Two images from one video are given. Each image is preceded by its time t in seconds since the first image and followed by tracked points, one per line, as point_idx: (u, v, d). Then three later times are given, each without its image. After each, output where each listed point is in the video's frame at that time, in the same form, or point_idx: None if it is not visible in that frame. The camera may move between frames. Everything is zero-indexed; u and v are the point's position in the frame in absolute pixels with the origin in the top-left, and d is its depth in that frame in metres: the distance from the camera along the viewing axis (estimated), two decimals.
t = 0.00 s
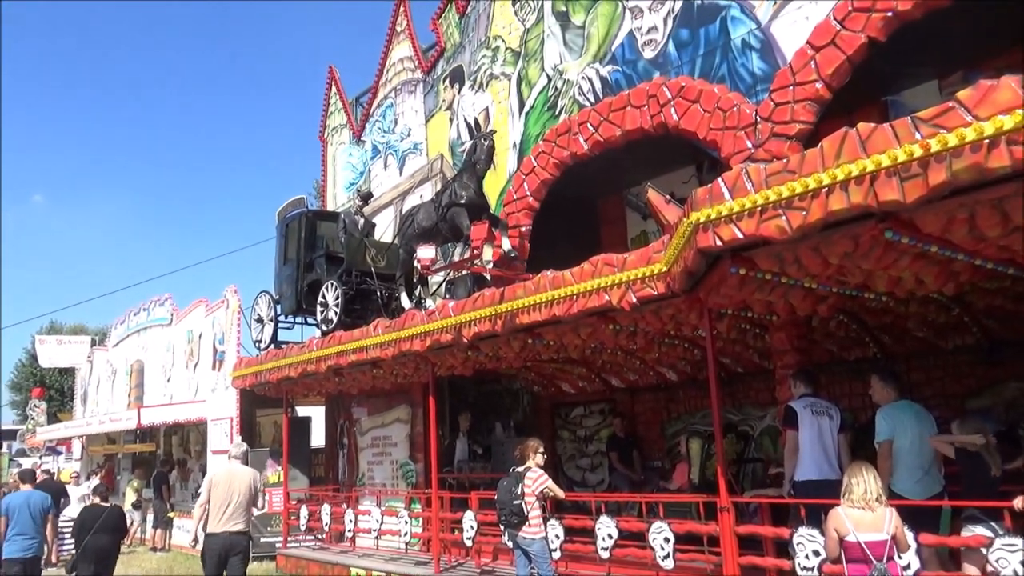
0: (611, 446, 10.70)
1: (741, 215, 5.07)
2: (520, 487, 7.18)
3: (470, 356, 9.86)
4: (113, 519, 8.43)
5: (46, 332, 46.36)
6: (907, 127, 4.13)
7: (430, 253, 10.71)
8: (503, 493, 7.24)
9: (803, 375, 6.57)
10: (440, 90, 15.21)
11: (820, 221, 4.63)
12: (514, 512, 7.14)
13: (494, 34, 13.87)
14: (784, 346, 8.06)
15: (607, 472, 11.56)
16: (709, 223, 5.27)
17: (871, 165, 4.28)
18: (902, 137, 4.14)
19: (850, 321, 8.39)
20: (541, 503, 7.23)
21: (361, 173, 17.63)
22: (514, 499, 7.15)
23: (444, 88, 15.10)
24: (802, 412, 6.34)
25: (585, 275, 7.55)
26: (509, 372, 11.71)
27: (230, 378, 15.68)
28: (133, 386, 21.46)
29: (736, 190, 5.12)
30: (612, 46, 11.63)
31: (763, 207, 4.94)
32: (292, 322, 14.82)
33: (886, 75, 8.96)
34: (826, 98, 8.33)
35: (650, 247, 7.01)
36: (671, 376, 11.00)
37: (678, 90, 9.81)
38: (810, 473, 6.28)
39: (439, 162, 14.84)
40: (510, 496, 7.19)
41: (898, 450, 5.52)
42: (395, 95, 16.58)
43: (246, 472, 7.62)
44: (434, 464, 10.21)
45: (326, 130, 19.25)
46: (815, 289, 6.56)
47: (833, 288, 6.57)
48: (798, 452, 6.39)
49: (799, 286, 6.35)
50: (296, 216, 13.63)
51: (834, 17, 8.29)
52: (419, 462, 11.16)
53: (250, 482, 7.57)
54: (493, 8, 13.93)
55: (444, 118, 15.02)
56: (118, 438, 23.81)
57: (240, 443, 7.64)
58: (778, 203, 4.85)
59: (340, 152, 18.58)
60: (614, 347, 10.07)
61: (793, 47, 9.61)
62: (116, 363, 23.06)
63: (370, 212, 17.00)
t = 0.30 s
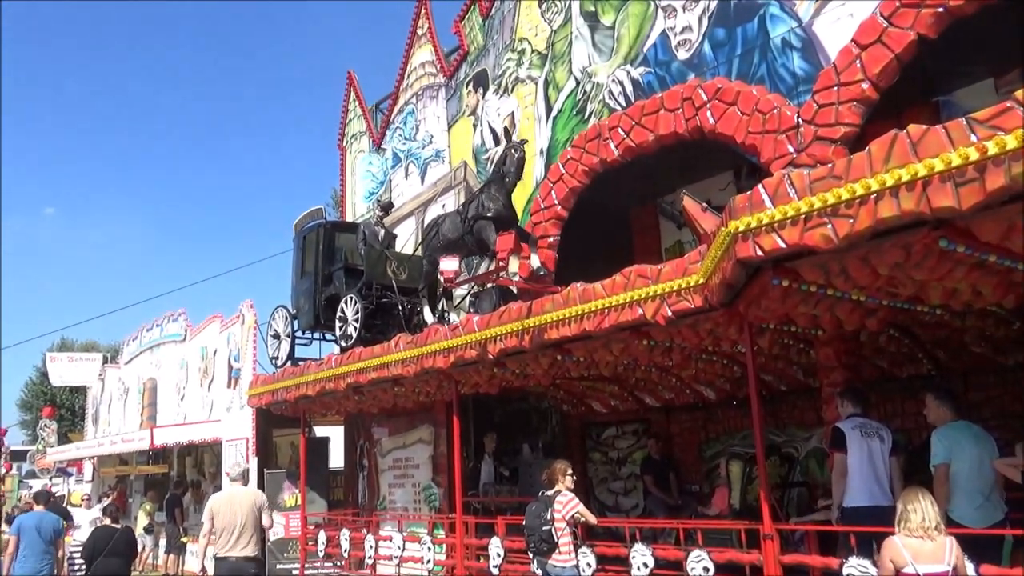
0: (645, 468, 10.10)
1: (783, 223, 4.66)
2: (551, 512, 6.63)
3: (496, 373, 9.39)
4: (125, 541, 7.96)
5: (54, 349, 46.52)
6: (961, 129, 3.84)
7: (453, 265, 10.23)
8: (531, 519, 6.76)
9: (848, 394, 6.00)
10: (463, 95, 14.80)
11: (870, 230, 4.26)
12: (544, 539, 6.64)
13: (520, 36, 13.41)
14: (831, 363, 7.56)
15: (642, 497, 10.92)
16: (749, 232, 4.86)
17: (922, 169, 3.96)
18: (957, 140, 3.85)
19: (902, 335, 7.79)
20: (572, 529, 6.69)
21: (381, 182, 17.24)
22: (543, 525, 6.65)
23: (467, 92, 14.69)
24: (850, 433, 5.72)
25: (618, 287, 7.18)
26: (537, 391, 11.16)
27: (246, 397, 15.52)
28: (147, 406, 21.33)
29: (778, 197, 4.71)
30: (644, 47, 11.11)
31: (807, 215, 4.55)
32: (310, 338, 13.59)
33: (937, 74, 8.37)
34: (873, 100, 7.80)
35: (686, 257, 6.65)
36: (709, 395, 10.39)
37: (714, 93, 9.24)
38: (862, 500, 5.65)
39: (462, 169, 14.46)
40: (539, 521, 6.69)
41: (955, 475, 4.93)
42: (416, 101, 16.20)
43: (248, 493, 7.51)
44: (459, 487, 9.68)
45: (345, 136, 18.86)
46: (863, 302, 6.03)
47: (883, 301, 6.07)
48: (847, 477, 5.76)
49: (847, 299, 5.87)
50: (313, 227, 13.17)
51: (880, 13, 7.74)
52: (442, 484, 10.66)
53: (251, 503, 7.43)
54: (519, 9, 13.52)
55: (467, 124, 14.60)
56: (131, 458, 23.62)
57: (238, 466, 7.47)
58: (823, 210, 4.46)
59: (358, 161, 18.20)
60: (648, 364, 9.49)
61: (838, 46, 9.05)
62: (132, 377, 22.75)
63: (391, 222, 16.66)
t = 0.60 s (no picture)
0: (683, 492, 9.51)
1: (829, 231, 4.59)
2: (581, 538, 6.10)
3: (524, 391, 8.89)
4: (128, 569, 7.56)
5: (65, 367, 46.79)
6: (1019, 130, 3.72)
7: (478, 277, 9.76)
8: (561, 547, 6.19)
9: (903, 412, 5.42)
10: (487, 99, 14.38)
11: (922, 236, 4.16)
12: (575, 568, 6.05)
13: (547, 37, 12.95)
14: (881, 381, 6.86)
15: (679, 523, 10.31)
16: (793, 240, 4.78)
17: (978, 173, 3.85)
18: (1016, 141, 3.72)
19: (958, 349, 7.30)
20: (605, 557, 6.11)
21: (402, 190, 16.85)
22: (575, 553, 6.07)
23: (491, 96, 14.27)
24: (903, 455, 5.15)
25: (653, 299, 6.68)
26: (568, 409, 10.60)
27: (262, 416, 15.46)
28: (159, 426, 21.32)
29: (823, 203, 4.64)
30: (677, 46, 10.58)
31: (855, 222, 4.47)
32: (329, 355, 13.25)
33: (997, 69, 7.75)
34: (924, 99, 7.18)
35: (725, 267, 6.14)
36: (751, 414, 9.77)
37: (753, 92, 8.70)
38: (916, 528, 5.06)
39: (487, 177, 14.09)
40: (570, 549, 6.12)
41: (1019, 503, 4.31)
42: (439, 105, 15.80)
43: (257, 515, 7.09)
44: (486, 511, 9.15)
45: (365, 144, 18.48)
46: (915, 314, 5.92)
47: (937, 311, 5.90)
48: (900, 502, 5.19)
49: (899, 311, 5.73)
50: (331, 238, 12.72)
51: (930, 7, 7.15)
52: (467, 509, 10.14)
53: (259, 524, 7.00)
54: (545, 8, 13.06)
55: (492, 129, 14.18)
56: (144, 479, 23.45)
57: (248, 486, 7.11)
58: (871, 216, 4.40)
59: (379, 169, 17.79)
60: (685, 381, 8.92)
61: (887, 41, 8.48)
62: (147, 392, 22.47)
63: (413, 232, 16.28)
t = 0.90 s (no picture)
0: (727, 517, 8.77)
1: (883, 234, 4.06)
2: (615, 568, 5.40)
3: (552, 409, 8.23)
4: None
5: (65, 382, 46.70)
6: None
7: (503, 287, 9.10)
8: None
9: (970, 431, 4.70)
10: (513, 95, 13.77)
11: (988, 240, 3.67)
12: None
13: (576, 28, 12.34)
14: (943, 396, 6.56)
15: (722, 552, 9.60)
16: (844, 246, 4.25)
17: None
18: None
19: None
20: None
21: (421, 194, 16.29)
22: None
23: (517, 92, 13.66)
24: (967, 477, 4.50)
25: (692, 309, 6.12)
26: (600, 428, 9.90)
27: (272, 436, 15.69)
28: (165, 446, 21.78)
29: (877, 204, 4.13)
30: (717, 37, 9.87)
31: (912, 225, 3.96)
32: (343, 370, 12.42)
33: None
34: (988, 90, 6.46)
35: (770, 273, 5.62)
36: (800, 434, 8.98)
37: (800, 86, 7.98)
38: (980, 560, 4.40)
39: (513, 179, 13.48)
40: None
41: None
42: (460, 103, 15.19)
43: (272, 543, 6.42)
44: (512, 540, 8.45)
45: (382, 145, 17.94)
46: (981, 325, 5.35)
47: (1004, 322, 5.35)
48: (961, 529, 4.53)
49: (962, 322, 5.18)
50: (346, 246, 12.17)
51: None
52: (492, 536, 9.50)
53: (274, 555, 6.33)
54: None
55: (519, 127, 13.56)
56: (148, 504, 22.99)
57: (261, 511, 6.44)
58: (931, 218, 3.88)
59: (396, 171, 17.25)
60: (727, 397, 8.18)
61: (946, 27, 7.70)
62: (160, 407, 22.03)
63: (433, 238, 15.73)
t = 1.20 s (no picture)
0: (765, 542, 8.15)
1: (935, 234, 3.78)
2: None
3: (577, 425, 7.61)
4: None
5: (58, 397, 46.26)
6: None
7: (524, 293, 8.48)
8: None
9: None
10: (533, 87, 13.16)
11: None
12: None
13: (601, 15, 11.75)
14: (1005, 411, 5.87)
15: None
16: (892, 246, 3.98)
17: None
18: None
19: None
20: None
21: (434, 194, 15.73)
22: None
23: (537, 84, 13.06)
24: None
25: (727, 316, 5.56)
26: (628, 445, 9.25)
27: (275, 454, 15.82)
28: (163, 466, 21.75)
29: (929, 202, 3.86)
30: (753, 23, 9.24)
31: (967, 223, 3.68)
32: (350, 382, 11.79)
33: None
34: None
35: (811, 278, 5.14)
36: (845, 451, 8.26)
37: (845, 75, 7.23)
38: None
39: (534, 177, 12.91)
40: None
41: None
42: (476, 96, 14.61)
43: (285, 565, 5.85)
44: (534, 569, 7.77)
45: (394, 142, 17.41)
46: None
47: None
48: None
49: None
50: (354, 250, 11.59)
51: None
52: (512, 561, 8.89)
53: None
54: None
55: (539, 121, 12.96)
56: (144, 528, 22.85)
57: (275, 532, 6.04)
58: (987, 216, 3.60)
59: (408, 170, 16.69)
60: (766, 412, 7.49)
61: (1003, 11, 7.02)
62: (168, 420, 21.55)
63: (447, 241, 15.18)
